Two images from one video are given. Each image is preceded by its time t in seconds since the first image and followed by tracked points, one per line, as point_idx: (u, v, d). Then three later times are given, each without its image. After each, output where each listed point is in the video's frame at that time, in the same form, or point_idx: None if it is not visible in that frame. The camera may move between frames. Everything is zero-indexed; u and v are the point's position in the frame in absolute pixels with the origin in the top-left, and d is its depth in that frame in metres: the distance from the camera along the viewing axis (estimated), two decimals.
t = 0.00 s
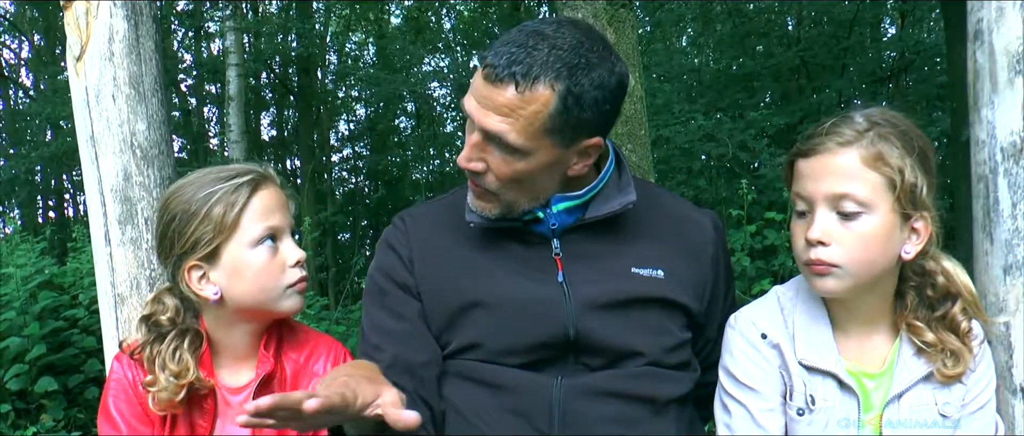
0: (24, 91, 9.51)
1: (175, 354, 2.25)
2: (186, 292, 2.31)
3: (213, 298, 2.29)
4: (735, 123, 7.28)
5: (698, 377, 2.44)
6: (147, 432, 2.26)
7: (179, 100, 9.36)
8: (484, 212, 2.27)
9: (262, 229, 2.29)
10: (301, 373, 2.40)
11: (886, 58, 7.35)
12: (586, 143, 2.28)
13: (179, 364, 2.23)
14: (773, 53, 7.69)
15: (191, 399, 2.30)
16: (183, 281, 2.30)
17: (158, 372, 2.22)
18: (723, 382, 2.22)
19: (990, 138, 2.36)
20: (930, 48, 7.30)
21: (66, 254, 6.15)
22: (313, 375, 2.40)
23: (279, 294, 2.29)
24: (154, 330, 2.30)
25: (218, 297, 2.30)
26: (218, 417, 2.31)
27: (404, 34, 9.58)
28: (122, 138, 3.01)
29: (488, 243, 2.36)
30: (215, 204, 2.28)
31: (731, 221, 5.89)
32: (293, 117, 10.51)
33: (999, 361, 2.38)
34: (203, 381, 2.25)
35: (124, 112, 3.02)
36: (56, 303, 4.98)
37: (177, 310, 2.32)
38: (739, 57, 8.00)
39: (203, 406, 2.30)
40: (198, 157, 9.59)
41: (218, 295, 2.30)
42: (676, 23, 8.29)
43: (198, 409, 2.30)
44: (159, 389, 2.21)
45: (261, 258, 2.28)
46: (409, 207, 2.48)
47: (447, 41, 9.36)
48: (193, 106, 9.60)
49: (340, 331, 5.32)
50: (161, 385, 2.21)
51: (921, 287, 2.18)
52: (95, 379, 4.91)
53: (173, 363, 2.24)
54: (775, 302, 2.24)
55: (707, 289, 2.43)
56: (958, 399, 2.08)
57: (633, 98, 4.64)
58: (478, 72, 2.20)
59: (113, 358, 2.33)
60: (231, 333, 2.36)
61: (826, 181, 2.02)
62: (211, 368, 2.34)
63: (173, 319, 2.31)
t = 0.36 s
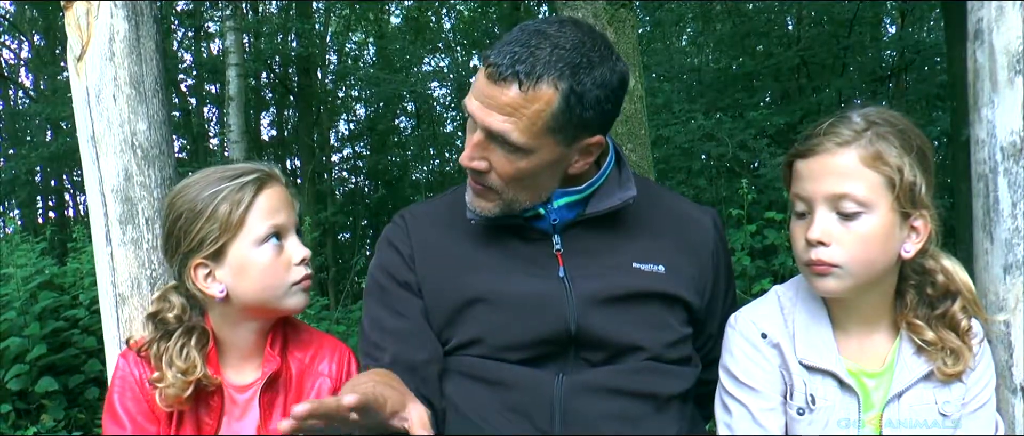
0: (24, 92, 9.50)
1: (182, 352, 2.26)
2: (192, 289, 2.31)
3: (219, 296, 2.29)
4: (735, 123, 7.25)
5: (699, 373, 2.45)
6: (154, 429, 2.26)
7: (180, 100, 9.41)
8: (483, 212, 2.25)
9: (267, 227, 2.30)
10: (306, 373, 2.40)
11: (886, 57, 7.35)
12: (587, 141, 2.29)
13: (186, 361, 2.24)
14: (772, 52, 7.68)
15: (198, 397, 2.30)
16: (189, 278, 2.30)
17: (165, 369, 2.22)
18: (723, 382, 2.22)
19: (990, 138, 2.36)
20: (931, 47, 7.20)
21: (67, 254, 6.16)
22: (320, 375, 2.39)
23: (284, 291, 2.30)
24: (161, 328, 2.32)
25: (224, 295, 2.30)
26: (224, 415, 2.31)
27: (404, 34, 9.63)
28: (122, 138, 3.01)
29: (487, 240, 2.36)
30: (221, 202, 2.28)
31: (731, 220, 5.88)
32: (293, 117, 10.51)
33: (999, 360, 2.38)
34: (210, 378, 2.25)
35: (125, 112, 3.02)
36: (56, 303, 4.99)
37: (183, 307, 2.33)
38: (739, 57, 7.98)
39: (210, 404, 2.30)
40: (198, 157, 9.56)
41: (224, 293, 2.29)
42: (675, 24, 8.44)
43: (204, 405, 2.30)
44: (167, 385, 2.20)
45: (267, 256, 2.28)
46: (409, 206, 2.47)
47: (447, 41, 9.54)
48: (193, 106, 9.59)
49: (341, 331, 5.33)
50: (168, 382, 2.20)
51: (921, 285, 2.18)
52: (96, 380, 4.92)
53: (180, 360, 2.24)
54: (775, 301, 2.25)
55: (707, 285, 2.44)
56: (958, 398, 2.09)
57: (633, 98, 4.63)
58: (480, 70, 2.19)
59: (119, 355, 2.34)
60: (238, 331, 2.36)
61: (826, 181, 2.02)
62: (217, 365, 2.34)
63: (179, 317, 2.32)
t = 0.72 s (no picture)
0: (25, 91, 9.49)
1: (184, 349, 2.26)
2: (193, 288, 2.32)
3: (220, 295, 2.30)
4: (736, 122, 7.33)
5: (698, 372, 2.45)
6: (157, 428, 2.27)
7: (180, 100, 9.42)
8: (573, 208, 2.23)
9: (268, 227, 2.29)
10: (308, 374, 2.39)
11: (887, 57, 7.34)
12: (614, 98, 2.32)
13: (189, 357, 2.24)
14: (773, 52, 7.69)
15: (200, 395, 2.30)
16: (191, 278, 2.31)
17: (168, 365, 2.22)
18: (724, 381, 2.21)
19: (991, 137, 2.35)
20: (931, 47, 7.28)
21: (68, 253, 6.16)
22: (322, 376, 2.39)
23: (284, 291, 2.29)
24: (164, 325, 2.32)
25: (225, 294, 2.30)
26: (226, 415, 2.31)
27: (404, 34, 9.64)
28: (122, 138, 3.01)
29: (488, 239, 2.36)
30: (222, 201, 2.28)
31: (731, 220, 5.87)
32: (295, 116, 10.55)
33: (1000, 360, 2.38)
34: (212, 375, 2.25)
35: (125, 111, 3.02)
36: (57, 303, 4.99)
37: (186, 305, 2.34)
38: (739, 57, 7.98)
39: (213, 402, 2.30)
40: (200, 159, 9.36)
41: (225, 292, 2.29)
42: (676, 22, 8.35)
43: (208, 404, 2.30)
44: (170, 381, 2.20)
45: (267, 256, 2.28)
46: (410, 204, 2.47)
47: (447, 41, 9.48)
48: (194, 105, 9.58)
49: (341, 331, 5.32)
50: (172, 377, 2.20)
51: (924, 286, 2.18)
52: (97, 379, 4.92)
53: (183, 357, 2.24)
54: (776, 301, 2.24)
55: (707, 284, 2.44)
56: (960, 398, 2.08)
57: (633, 98, 4.63)
58: (514, 72, 2.13)
59: (122, 355, 2.34)
60: (241, 331, 2.36)
61: (830, 182, 2.01)
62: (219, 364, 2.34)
63: (182, 314, 2.32)
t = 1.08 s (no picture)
0: (24, 91, 9.49)
1: (179, 349, 2.27)
2: (187, 290, 2.32)
3: (215, 298, 2.30)
4: (736, 123, 7.21)
5: (696, 370, 2.45)
6: (154, 430, 2.26)
7: (180, 100, 9.42)
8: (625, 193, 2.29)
9: (263, 230, 2.29)
10: (305, 375, 2.39)
11: (887, 57, 7.35)
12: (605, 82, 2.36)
13: (184, 357, 2.24)
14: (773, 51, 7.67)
15: (196, 395, 2.30)
16: (186, 280, 2.31)
17: (163, 365, 2.23)
18: (723, 382, 2.21)
19: (990, 138, 2.33)
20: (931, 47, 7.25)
21: (67, 253, 6.16)
22: (320, 378, 2.39)
23: (279, 294, 2.28)
24: (160, 326, 2.33)
25: (220, 297, 2.30)
26: (223, 416, 2.31)
27: (404, 34, 9.55)
28: (121, 138, 3.01)
29: (486, 240, 2.36)
30: (216, 204, 2.28)
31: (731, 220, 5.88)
32: (293, 116, 10.52)
33: (999, 360, 2.36)
34: (208, 375, 2.25)
35: (123, 111, 3.01)
36: (55, 302, 4.99)
37: (183, 305, 2.35)
38: (739, 57, 7.96)
39: (210, 403, 2.30)
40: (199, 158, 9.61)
41: (220, 295, 2.30)
42: (675, 23, 8.37)
43: (204, 405, 2.31)
44: (164, 380, 2.20)
45: (261, 258, 2.27)
46: (408, 206, 2.48)
47: (447, 41, 9.37)
48: (193, 106, 9.58)
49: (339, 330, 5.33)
50: (165, 377, 2.21)
51: (922, 285, 2.17)
52: (95, 379, 4.92)
53: (178, 357, 2.24)
54: (775, 302, 2.24)
55: (705, 283, 2.45)
56: (959, 398, 2.08)
57: (632, 98, 4.63)
58: (541, 101, 2.14)
59: (119, 357, 2.35)
60: (237, 332, 2.36)
61: (829, 184, 2.02)
62: (216, 366, 2.34)
63: (179, 314, 2.34)
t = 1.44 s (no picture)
0: (22, 92, 9.47)
1: (176, 351, 2.27)
2: (184, 293, 2.32)
3: (211, 301, 2.30)
4: (733, 123, 7.28)
5: (695, 371, 2.45)
6: (152, 432, 2.26)
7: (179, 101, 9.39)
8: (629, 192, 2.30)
9: (259, 234, 2.28)
10: (304, 376, 2.39)
11: (885, 57, 7.36)
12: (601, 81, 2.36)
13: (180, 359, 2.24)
14: (770, 52, 7.66)
15: (193, 397, 2.30)
16: (183, 283, 2.31)
17: (160, 367, 2.23)
18: (721, 382, 2.23)
19: (988, 138, 2.31)
20: (927, 49, 7.26)
21: (65, 255, 6.15)
22: (318, 379, 2.39)
23: (276, 298, 2.28)
24: (157, 327, 2.33)
25: (216, 300, 2.30)
26: (221, 417, 2.31)
27: (402, 35, 9.49)
28: (119, 139, 3.00)
29: (483, 241, 2.36)
30: (212, 207, 2.27)
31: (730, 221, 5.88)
32: (292, 117, 10.56)
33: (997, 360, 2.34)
34: (204, 377, 2.25)
35: (121, 112, 3.01)
36: (54, 303, 5.00)
37: (180, 306, 2.35)
38: (737, 57, 7.96)
39: (208, 405, 2.30)
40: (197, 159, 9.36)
41: (216, 299, 2.30)
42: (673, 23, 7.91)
43: (202, 407, 2.31)
44: (160, 382, 2.21)
45: (258, 262, 2.27)
46: (405, 207, 2.48)
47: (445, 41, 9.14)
48: (192, 107, 9.51)
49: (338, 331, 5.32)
50: (162, 379, 2.21)
51: (920, 282, 2.17)
52: (94, 381, 4.91)
53: (175, 359, 2.24)
54: (774, 303, 2.24)
55: (703, 283, 2.44)
56: (957, 399, 2.08)
57: (630, 99, 4.62)
58: (546, 103, 2.14)
59: (116, 359, 2.35)
60: (234, 334, 2.36)
61: (828, 188, 2.01)
62: (213, 367, 2.34)
63: (175, 316, 2.33)
